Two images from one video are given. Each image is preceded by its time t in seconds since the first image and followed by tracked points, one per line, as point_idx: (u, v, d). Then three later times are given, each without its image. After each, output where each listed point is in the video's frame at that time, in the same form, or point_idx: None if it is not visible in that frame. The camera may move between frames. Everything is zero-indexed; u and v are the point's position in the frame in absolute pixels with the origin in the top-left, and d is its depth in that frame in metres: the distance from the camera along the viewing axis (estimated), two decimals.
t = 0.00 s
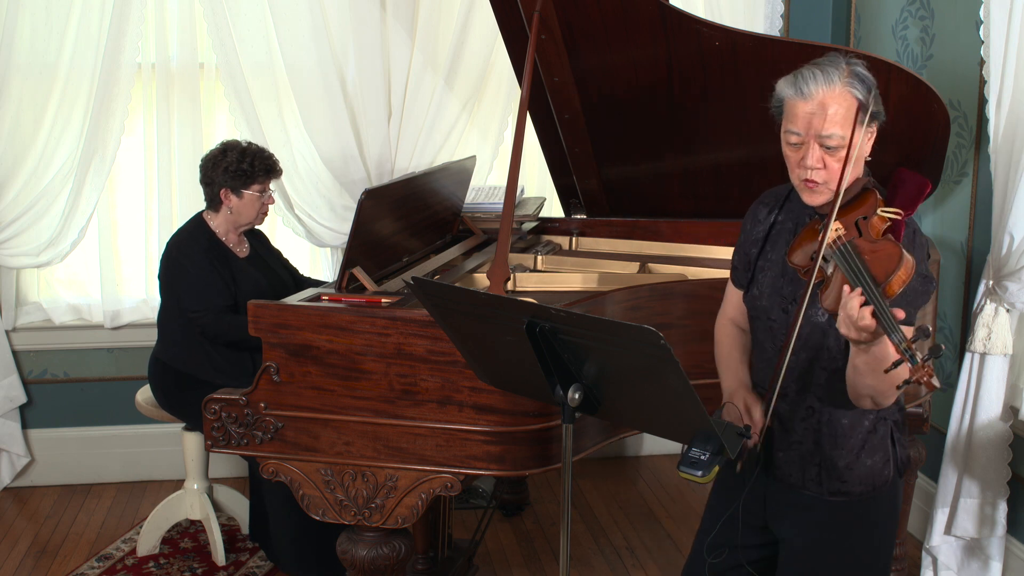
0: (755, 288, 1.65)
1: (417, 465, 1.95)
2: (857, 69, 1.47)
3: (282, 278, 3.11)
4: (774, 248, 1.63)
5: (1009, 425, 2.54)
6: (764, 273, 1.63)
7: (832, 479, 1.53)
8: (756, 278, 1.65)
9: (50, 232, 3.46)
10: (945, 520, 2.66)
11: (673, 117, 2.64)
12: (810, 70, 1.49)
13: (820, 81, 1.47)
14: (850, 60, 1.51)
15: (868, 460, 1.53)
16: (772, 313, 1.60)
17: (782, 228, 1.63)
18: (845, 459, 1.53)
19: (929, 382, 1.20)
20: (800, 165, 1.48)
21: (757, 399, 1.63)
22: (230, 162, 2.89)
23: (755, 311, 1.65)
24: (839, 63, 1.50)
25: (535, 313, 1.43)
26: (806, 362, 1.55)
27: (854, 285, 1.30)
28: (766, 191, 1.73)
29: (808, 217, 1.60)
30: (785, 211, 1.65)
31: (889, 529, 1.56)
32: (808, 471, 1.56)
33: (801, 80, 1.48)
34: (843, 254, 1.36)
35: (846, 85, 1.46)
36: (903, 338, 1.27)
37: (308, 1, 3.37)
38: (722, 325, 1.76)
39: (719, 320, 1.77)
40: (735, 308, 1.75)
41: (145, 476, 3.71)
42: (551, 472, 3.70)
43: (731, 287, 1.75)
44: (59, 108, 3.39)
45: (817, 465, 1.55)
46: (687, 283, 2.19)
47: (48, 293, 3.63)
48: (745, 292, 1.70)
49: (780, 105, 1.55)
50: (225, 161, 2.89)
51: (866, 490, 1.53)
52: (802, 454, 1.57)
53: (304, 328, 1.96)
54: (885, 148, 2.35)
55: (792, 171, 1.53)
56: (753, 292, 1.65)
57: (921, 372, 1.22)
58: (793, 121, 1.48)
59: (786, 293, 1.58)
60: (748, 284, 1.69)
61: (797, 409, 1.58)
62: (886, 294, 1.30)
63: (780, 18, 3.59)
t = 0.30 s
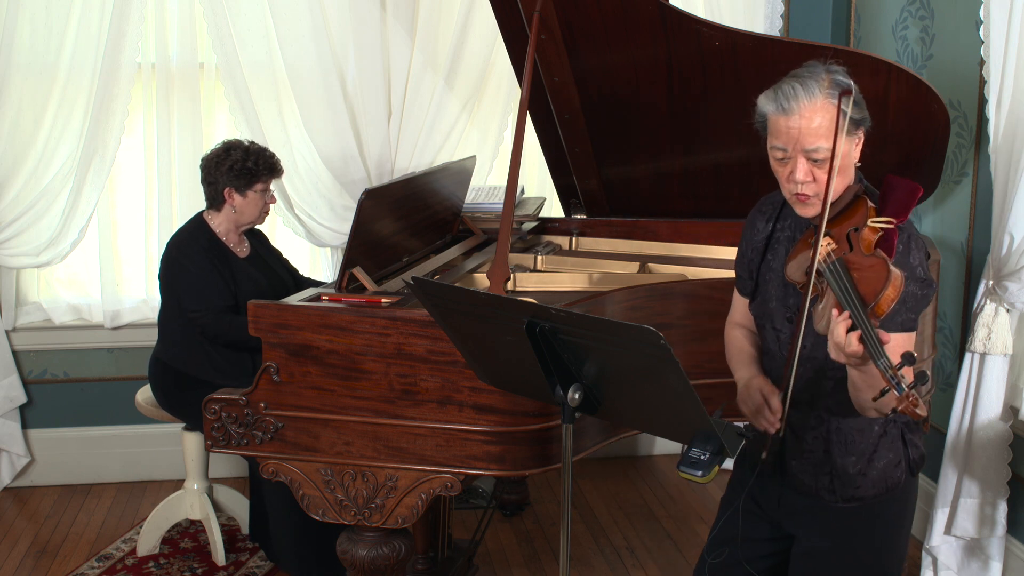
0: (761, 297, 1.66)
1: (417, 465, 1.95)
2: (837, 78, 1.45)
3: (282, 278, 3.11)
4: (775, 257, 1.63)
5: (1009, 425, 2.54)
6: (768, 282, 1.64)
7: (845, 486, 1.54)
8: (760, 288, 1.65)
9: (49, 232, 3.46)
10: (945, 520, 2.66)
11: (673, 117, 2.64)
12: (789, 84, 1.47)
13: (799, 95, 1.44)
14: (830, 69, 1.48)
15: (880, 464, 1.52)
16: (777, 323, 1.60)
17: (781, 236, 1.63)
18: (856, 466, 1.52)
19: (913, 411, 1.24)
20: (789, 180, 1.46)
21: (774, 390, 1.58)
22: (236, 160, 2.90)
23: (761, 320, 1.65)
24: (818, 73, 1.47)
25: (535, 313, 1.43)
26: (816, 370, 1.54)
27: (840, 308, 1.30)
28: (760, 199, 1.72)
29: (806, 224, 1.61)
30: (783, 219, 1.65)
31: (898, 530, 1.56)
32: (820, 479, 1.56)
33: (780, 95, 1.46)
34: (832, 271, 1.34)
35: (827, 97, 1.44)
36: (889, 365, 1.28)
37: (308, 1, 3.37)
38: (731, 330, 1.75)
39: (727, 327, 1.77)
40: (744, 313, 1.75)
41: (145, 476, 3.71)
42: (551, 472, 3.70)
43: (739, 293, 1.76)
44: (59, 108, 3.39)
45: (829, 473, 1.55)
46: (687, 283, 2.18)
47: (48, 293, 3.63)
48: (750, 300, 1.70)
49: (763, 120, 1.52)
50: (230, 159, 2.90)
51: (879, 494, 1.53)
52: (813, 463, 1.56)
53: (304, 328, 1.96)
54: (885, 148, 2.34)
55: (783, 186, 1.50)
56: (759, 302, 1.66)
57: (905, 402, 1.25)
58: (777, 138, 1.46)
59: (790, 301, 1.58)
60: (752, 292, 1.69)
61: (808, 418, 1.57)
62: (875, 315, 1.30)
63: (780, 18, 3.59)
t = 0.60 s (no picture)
0: (762, 303, 1.66)
1: (417, 465, 1.95)
2: (824, 87, 1.44)
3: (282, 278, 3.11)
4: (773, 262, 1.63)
5: (1009, 425, 2.54)
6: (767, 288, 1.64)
7: (850, 490, 1.53)
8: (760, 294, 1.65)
9: (49, 232, 3.46)
10: (945, 520, 2.66)
11: (673, 116, 2.64)
12: (777, 97, 1.45)
13: (788, 108, 1.43)
14: (816, 76, 1.47)
15: (884, 467, 1.52)
16: (777, 328, 1.60)
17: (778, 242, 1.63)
18: (860, 469, 1.52)
19: (908, 430, 1.27)
20: (784, 192, 1.46)
21: (774, 406, 1.57)
22: (234, 162, 2.89)
23: (763, 326, 1.65)
24: (805, 82, 1.46)
25: (535, 313, 1.43)
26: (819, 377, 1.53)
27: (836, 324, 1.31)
28: (756, 206, 1.72)
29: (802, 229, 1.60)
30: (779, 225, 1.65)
31: (900, 531, 1.56)
32: (824, 483, 1.55)
33: (769, 108, 1.45)
34: (827, 283, 1.35)
35: (816, 107, 1.43)
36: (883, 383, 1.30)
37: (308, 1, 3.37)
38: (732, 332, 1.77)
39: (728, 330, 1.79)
40: (745, 316, 1.76)
41: (145, 476, 3.71)
42: (551, 472, 3.70)
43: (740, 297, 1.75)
44: (59, 108, 3.39)
45: (833, 478, 1.54)
46: (687, 283, 2.18)
47: (48, 293, 3.63)
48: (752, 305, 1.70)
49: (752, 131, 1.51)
50: (229, 161, 2.89)
51: (884, 495, 1.53)
52: (817, 467, 1.56)
53: (304, 328, 1.96)
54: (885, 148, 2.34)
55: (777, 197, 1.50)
56: (761, 309, 1.66)
57: (902, 421, 1.27)
58: (769, 151, 1.46)
59: (790, 306, 1.58)
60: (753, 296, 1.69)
61: (811, 423, 1.56)
62: (870, 330, 1.32)
63: (780, 18, 3.59)
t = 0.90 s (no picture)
0: (756, 298, 1.66)
1: (417, 465, 1.95)
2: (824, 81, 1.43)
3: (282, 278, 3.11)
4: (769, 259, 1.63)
5: (1009, 425, 2.55)
6: (762, 284, 1.64)
7: (839, 485, 1.53)
8: (755, 290, 1.65)
9: (49, 232, 3.46)
10: (945, 520, 2.66)
11: (673, 116, 2.64)
12: (777, 91, 1.44)
13: (789, 103, 1.42)
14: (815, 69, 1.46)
15: (874, 464, 1.52)
16: (770, 324, 1.61)
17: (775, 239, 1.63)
18: (850, 465, 1.52)
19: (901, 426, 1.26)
20: (784, 187, 1.45)
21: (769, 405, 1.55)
22: (240, 160, 2.88)
23: (758, 321, 1.65)
24: (804, 75, 1.45)
25: (535, 313, 1.43)
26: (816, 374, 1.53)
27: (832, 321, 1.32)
28: (753, 201, 1.72)
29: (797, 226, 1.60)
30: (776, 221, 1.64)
31: (890, 529, 1.56)
32: (814, 478, 1.55)
33: (769, 103, 1.43)
34: (823, 278, 1.36)
35: (816, 102, 1.42)
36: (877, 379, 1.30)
37: (308, 1, 3.37)
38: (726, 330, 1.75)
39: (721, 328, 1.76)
40: (739, 312, 1.74)
41: (145, 476, 3.71)
42: (551, 472, 3.70)
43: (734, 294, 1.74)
44: (59, 108, 3.39)
45: (823, 472, 1.54)
46: (687, 283, 2.18)
47: (48, 293, 3.63)
48: (748, 301, 1.70)
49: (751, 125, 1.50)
50: (235, 159, 2.89)
51: (872, 493, 1.53)
52: (808, 462, 1.56)
53: (304, 328, 1.96)
54: (885, 148, 2.34)
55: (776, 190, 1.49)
56: (755, 304, 1.66)
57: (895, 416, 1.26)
58: (769, 146, 1.45)
59: (784, 301, 1.58)
60: (749, 292, 1.69)
61: (802, 418, 1.56)
62: (866, 326, 1.31)
63: (780, 18, 3.59)
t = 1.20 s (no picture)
0: (742, 283, 1.65)
1: (417, 465, 1.95)
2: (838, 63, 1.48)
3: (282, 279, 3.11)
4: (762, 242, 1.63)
5: (1009, 425, 2.55)
6: (751, 267, 1.63)
7: (813, 468, 1.53)
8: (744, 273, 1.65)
9: (49, 232, 3.46)
10: (945, 520, 2.66)
11: (672, 115, 2.64)
12: (793, 66, 1.48)
13: (805, 75, 1.46)
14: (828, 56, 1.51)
15: (850, 451, 1.52)
16: (757, 306, 1.61)
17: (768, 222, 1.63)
18: (826, 449, 1.52)
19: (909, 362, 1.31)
20: (790, 158, 1.46)
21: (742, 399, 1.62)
22: (236, 163, 2.88)
23: (742, 306, 1.65)
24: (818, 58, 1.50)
25: (535, 313, 1.43)
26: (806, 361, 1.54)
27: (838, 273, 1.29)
28: (749, 188, 1.72)
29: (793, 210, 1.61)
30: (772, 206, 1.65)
31: (869, 521, 1.55)
32: (790, 460, 1.56)
33: (786, 74, 1.47)
34: (828, 241, 1.33)
35: (831, 78, 1.45)
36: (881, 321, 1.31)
37: (308, 1, 3.37)
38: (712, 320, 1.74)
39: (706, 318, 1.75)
40: (725, 301, 1.73)
41: (145, 476, 3.71)
42: (551, 472, 3.70)
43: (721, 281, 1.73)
44: (59, 108, 3.39)
45: (798, 454, 1.55)
46: (686, 283, 2.18)
47: (48, 293, 3.63)
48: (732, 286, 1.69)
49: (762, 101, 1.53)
50: (230, 162, 2.89)
51: (848, 479, 1.53)
52: (785, 444, 1.57)
53: (304, 328, 1.96)
54: (885, 148, 2.34)
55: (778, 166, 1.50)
56: (740, 289, 1.65)
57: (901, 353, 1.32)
58: (780, 116, 1.46)
59: (772, 285, 1.59)
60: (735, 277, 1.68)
61: (787, 401, 1.57)
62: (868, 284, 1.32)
63: (780, 18, 3.59)
